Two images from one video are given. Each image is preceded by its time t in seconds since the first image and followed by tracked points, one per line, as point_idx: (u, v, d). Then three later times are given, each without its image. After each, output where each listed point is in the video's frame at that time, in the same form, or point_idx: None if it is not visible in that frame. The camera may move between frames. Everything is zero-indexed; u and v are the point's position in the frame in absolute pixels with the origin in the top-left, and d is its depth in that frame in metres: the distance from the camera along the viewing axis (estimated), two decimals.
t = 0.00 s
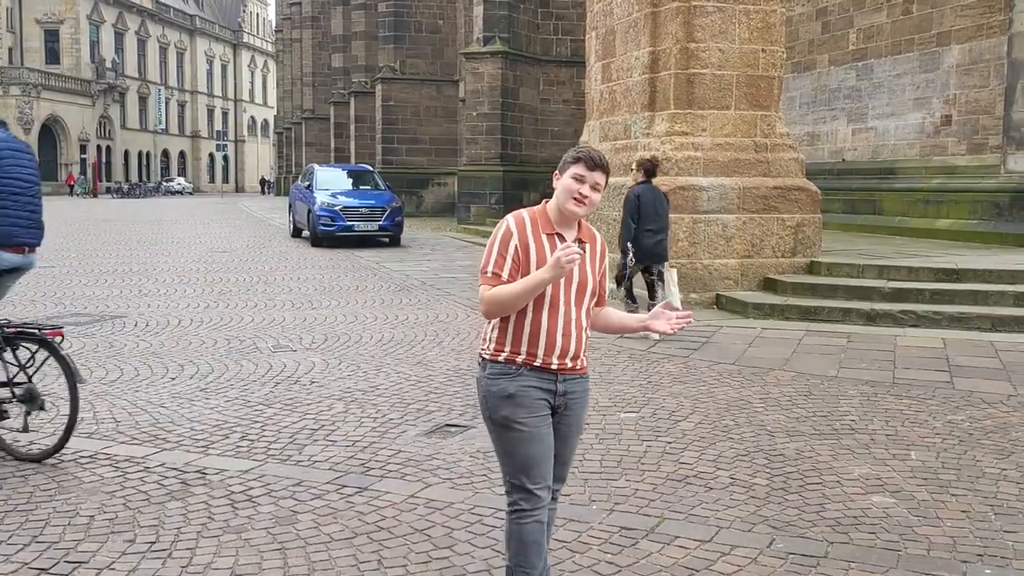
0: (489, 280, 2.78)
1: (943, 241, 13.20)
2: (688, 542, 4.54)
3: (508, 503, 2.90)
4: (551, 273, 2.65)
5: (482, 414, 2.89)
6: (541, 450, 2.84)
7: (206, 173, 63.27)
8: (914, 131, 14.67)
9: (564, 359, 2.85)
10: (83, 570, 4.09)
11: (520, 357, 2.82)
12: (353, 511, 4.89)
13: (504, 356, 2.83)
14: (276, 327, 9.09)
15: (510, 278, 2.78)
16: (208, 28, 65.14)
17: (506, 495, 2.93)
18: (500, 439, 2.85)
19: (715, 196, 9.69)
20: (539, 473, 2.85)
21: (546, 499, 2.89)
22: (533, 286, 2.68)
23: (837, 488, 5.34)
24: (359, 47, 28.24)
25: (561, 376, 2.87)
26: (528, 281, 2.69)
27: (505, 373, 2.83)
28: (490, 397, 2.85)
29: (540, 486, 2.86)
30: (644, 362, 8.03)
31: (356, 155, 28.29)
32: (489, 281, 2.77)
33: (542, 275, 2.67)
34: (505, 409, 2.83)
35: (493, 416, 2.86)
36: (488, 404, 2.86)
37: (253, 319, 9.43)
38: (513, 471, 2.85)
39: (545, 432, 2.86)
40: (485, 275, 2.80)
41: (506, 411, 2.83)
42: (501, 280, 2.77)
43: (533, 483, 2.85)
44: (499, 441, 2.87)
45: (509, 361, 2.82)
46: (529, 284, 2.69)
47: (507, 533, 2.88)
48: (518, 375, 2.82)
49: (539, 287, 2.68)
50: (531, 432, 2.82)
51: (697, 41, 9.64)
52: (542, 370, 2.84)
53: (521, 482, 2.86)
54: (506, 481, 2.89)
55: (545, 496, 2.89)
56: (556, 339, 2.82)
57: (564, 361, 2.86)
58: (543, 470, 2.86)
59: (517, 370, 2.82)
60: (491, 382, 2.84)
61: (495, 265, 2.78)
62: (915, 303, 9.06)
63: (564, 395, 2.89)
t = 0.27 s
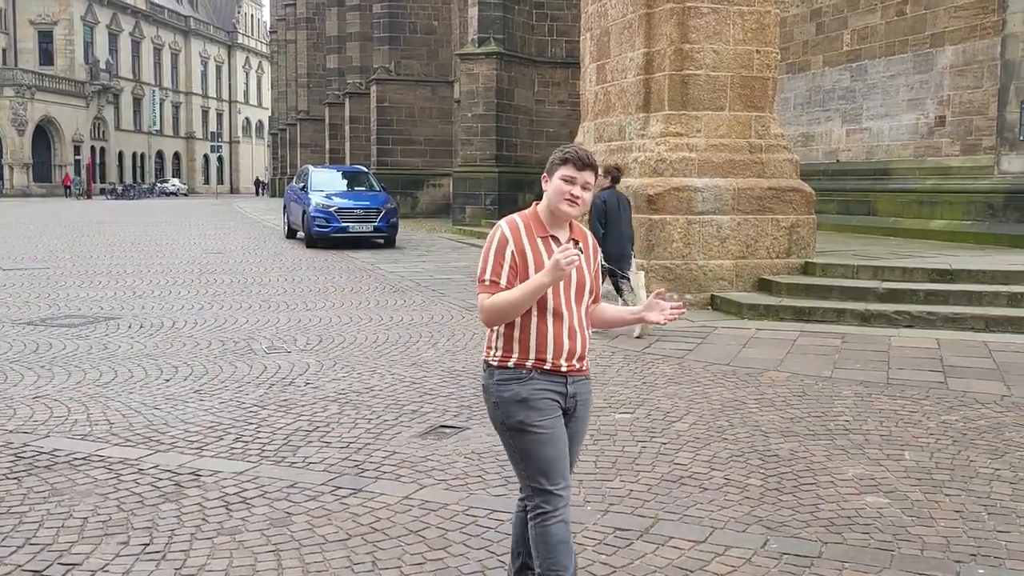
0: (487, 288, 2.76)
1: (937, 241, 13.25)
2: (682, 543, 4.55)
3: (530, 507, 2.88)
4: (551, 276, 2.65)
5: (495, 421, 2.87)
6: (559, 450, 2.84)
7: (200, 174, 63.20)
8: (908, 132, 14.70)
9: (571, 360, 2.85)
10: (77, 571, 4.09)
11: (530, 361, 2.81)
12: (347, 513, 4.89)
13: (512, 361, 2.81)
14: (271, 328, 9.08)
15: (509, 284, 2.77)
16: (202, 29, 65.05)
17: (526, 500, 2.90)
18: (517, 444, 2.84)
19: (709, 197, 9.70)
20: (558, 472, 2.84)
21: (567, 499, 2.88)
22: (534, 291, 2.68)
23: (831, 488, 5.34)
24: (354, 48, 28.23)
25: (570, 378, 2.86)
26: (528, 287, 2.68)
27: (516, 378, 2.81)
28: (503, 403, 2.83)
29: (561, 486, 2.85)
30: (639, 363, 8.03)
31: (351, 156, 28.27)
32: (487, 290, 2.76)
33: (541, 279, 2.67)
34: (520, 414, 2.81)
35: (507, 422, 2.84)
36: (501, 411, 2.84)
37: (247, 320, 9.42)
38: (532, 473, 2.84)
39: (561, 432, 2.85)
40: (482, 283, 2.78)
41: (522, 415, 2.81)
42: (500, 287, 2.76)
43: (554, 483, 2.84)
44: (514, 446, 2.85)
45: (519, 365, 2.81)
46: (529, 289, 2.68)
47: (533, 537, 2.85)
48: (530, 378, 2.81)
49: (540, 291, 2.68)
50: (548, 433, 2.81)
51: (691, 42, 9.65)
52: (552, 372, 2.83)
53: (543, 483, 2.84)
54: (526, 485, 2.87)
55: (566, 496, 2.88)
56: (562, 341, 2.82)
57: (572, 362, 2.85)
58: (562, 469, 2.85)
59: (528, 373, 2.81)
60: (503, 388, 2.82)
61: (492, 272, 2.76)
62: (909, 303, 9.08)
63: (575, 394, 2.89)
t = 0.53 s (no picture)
0: (483, 299, 2.75)
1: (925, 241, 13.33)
2: (669, 543, 4.56)
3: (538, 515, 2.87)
4: (544, 277, 2.64)
5: (502, 430, 2.85)
6: (568, 457, 2.84)
7: (189, 175, 63.02)
8: (894, 133, 14.76)
9: (576, 362, 2.85)
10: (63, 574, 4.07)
11: (538, 368, 2.80)
12: (335, 514, 4.88)
13: (521, 369, 2.80)
14: (259, 329, 9.06)
15: (505, 291, 2.75)
16: (189, 30, 64.80)
17: (533, 507, 2.89)
18: (526, 453, 2.82)
19: (697, 198, 9.73)
20: (567, 479, 2.84)
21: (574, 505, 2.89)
22: (529, 294, 2.66)
23: (818, 488, 5.36)
24: (342, 49, 28.18)
25: (577, 381, 2.87)
26: (522, 291, 2.67)
27: (525, 386, 2.80)
28: (512, 412, 2.82)
29: (570, 492, 2.85)
30: (627, 364, 8.04)
31: (339, 157, 28.21)
32: (483, 299, 2.74)
33: (534, 280, 2.66)
34: (529, 422, 2.80)
35: (515, 431, 2.82)
36: (509, 420, 2.83)
37: (234, 321, 9.39)
38: (542, 482, 2.83)
39: (568, 439, 2.85)
40: (477, 294, 2.77)
41: (532, 424, 2.80)
42: (495, 296, 2.74)
43: (562, 491, 2.84)
44: (523, 455, 2.83)
45: (527, 373, 2.80)
46: (523, 292, 2.66)
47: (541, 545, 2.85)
48: (539, 386, 2.80)
49: (535, 293, 2.67)
50: (557, 441, 2.81)
51: (679, 44, 9.67)
52: (559, 378, 2.83)
53: (552, 492, 2.84)
54: (534, 493, 2.86)
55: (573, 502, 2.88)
56: (566, 342, 2.82)
57: (578, 365, 2.86)
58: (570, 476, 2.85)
59: (537, 381, 2.80)
60: (511, 397, 2.81)
61: (487, 282, 2.75)
62: (896, 303, 9.12)
63: (580, 399, 2.89)
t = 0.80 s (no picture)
0: (488, 310, 2.75)
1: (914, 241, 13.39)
2: (660, 543, 4.56)
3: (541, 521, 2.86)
4: (542, 282, 2.60)
5: (510, 434, 2.83)
6: (574, 463, 2.84)
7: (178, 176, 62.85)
8: (883, 134, 14.81)
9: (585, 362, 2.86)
10: None
11: (548, 372, 2.80)
12: (324, 516, 4.87)
13: (532, 373, 2.79)
14: (249, 331, 9.04)
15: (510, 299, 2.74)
16: (179, 30, 64.62)
17: (536, 512, 2.89)
18: (534, 458, 2.81)
19: (687, 199, 9.74)
20: (572, 485, 2.84)
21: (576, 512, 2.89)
22: (532, 301, 2.64)
23: (807, 488, 5.37)
24: (332, 49, 28.14)
25: (585, 385, 2.88)
26: (524, 298, 2.65)
27: (536, 391, 2.79)
28: (522, 417, 2.80)
29: (574, 499, 2.85)
30: (618, 364, 8.04)
31: (329, 157, 28.16)
32: (488, 310, 2.74)
33: (534, 286, 2.62)
34: (540, 427, 2.79)
35: (525, 436, 2.81)
36: (519, 425, 2.81)
37: (224, 322, 9.37)
38: (548, 488, 2.82)
39: (574, 445, 2.86)
40: (482, 306, 2.77)
41: (541, 429, 2.79)
42: (500, 305, 2.73)
43: (566, 497, 2.84)
44: (531, 459, 2.82)
45: (538, 377, 2.79)
46: (525, 300, 2.65)
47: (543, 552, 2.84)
48: (551, 391, 2.80)
49: (537, 299, 2.64)
50: (565, 447, 2.81)
51: (669, 45, 9.68)
52: (569, 382, 2.83)
53: (558, 498, 2.83)
54: (538, 498, 2.85)
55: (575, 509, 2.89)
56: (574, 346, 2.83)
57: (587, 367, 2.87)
58: (575, 483, 2.85)
59: (547, 386, 2.80)
60: (522, 402, 2.79)
61: (491, 292, 2.75)
62: (885, 304, 9.16)
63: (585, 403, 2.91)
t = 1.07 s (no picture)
0: (489, 317, 2.74)
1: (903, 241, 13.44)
2: (650, 544, 4.57)
3: (536, 523, 2.88)
4: (546, 301, 2.59)
5: (512, 436, 2.83)
6: (574, 469, 2.83)
7: (167, 176, 62.67)
8: (873, 135, 14.86)
9: (589, 369, 2.83)
10: None
11: (552, 376, 2.78)
12: (314, 518, 4.86)
13: (535, 376, 2.78)
14: (239, 332, 9.02)
15: (511, 309, 2.74)
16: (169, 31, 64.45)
17: (533, 513, 2.90)
18: (533, 461, 2.81)
19: (677, 200, 9.76)
20: (570, 491, 2.84)
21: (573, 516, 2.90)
22: (535, 315, 2.63)
23: (797, 488, 5.38)
24: (322, 50, 28.10)
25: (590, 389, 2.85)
26: (527, 312, 2.63)
27: (539, 396, 2.78)
28: (523, 421, 2.80)
29: (571, 503, 2.86)
30: (609, 365, 8.04)
31: (320, 158, 28.11)
32: (489, 318, 2.74)
33: (538, 301, 2.60)
34: (540, 432, 2.78)
35: (526, 439, 2.80)
36: (520, 428, 2.81)
37: (215, 324, 9.35)
38: (545, 492, 2.83)
39: (578, 449, 2.84)
40: (484, 312, 2.76)
41: (542, 434, 2.78)
42: (501, 314, 2.73)
43: (564, 502, 2.84)
44: (530, 463, 2.82)
45: (541, 381, 2.78)
46: (528, 313, 2.63)
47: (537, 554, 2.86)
48: (553, 395, 2.78)
49: (540, 314, 2.63)
50: (565, 453, 2.80)
51: (659, 46, 9.69)
52: (572, 386, 2.81)
53: (554, 502, 2.84)
54: (536, 501, 2.86)
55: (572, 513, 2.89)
56: (578, 355, 2.80)
57: (592, 373, 2.84)
58: (573, 488, 2.85)
59: (550, 390, 2.78)
60: (523, 405, 2.79)
61: (493, 299, 2.74)
62: (875, 304, 9.18)
63: (591, 405, 2.88)
